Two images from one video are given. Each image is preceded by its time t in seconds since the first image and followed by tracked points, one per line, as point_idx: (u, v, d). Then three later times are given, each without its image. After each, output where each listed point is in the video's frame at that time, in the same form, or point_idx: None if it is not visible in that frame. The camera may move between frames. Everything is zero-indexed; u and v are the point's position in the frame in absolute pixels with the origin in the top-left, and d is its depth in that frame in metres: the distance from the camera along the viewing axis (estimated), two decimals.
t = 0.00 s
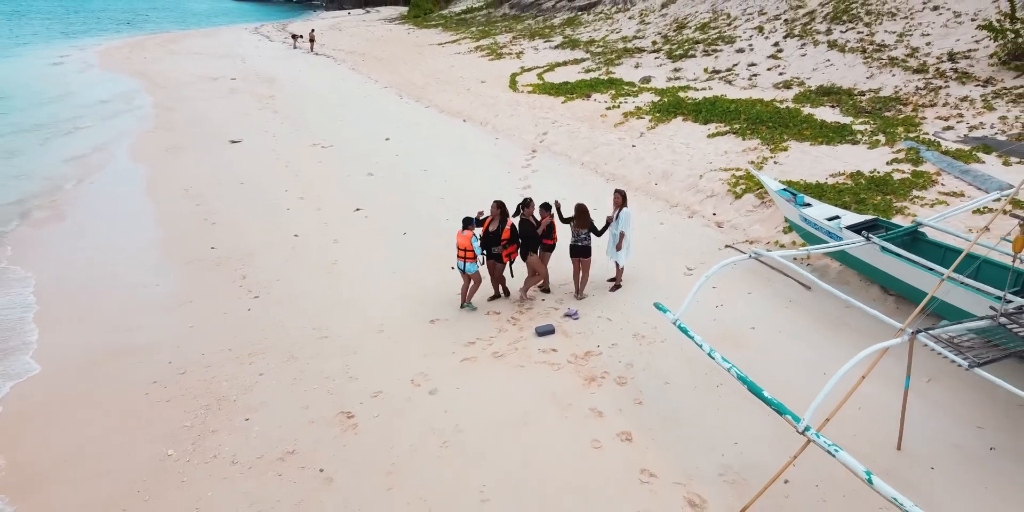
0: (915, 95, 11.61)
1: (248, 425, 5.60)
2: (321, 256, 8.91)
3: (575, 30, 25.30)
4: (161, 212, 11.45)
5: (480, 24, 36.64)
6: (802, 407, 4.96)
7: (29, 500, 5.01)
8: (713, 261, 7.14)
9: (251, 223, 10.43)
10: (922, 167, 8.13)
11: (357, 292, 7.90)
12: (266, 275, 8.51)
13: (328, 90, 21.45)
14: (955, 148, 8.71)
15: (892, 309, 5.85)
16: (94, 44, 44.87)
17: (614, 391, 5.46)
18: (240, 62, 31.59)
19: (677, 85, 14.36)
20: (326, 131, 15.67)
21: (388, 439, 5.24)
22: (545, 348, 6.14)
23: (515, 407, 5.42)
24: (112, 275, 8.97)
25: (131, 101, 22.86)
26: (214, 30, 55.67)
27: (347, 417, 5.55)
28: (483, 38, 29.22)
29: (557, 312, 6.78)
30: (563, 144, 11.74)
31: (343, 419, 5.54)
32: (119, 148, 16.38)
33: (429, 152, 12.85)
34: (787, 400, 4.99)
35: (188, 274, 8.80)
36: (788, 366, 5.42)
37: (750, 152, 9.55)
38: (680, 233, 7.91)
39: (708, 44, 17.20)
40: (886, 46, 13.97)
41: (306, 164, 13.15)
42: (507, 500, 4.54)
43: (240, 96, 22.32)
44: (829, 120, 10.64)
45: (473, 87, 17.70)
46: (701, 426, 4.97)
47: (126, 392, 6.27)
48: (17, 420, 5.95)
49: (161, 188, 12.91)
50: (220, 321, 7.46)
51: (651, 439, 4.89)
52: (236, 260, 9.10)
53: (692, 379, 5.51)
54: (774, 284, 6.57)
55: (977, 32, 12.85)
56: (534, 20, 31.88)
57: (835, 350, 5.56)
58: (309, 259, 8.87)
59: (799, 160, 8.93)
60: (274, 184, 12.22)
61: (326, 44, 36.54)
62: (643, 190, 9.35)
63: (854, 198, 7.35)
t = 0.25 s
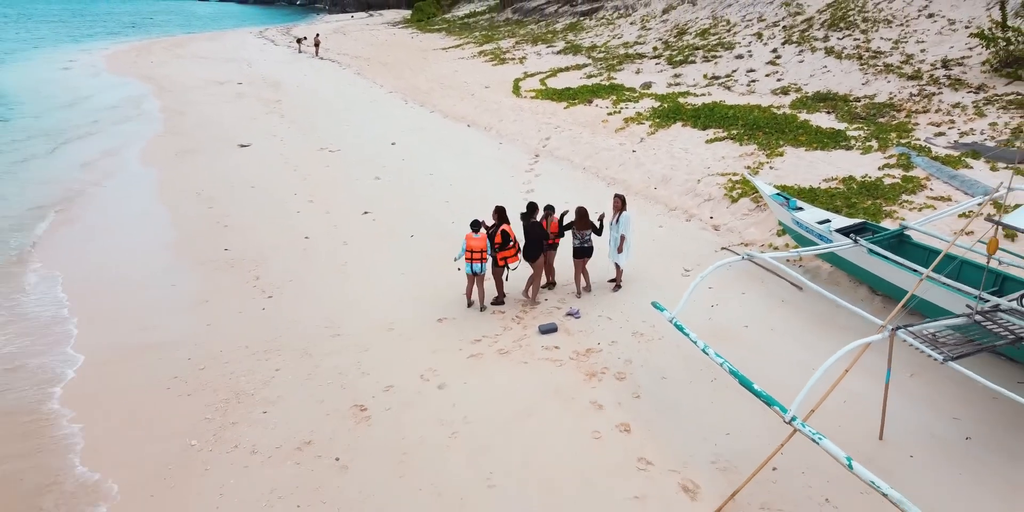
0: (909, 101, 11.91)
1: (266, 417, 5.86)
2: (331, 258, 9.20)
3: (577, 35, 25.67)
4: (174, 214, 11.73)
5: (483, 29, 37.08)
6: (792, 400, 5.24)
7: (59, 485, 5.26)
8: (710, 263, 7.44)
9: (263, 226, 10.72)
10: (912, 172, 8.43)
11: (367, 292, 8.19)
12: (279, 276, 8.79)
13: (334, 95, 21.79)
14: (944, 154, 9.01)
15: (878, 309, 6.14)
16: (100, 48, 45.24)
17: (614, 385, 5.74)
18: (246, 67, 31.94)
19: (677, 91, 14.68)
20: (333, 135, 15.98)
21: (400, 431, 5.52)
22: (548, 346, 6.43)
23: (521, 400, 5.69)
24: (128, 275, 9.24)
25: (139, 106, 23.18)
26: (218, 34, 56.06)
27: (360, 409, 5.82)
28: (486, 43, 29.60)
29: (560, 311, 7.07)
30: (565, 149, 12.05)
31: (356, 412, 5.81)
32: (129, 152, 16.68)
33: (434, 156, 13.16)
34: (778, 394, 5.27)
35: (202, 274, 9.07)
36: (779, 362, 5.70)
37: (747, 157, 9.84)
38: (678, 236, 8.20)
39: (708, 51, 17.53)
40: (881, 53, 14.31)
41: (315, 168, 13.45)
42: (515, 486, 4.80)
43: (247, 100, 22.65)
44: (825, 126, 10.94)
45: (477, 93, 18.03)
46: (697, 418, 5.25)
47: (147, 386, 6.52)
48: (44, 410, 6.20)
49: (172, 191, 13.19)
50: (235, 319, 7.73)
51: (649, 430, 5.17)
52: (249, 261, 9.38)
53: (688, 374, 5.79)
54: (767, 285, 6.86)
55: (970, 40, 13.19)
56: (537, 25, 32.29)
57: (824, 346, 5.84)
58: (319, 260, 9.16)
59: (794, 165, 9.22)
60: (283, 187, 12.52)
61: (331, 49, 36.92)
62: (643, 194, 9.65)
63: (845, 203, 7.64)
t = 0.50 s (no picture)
0: (902, 107, 12.19)
1: (280, 411, 6.13)
2: (339, 260, 9.47)
3: (578, 40, 25.98)
4: (183, 216, 11.98)
5: (484, 33, 37.41)
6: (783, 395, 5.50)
7: (85, 475, 5.53)
8: (706, 264, 7.70)
9: (271, 227, 10.97)
10: (903, 177, 8.69)
11: (374, 292, 8.46)
12: (289, 276, 9.05)
13: (338, 99, 22.08)
14: (934, 159, 9.28)
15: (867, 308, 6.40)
16: (104, 51, 45.57)
17: (613, 381, 6.00)
18: (250, 70, 32.25)
19: (675, 96, 14.96)
20: (337, 139, 16.26)
21: (409, 424, 5.77)
22: (550, 343, 6.69)
23: (525, 395, 5.95)
24: (142, 275, 9.49)
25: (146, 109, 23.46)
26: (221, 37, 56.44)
27: (371, 404, 6.08)
28: (487, 47, 29.91)
29: (561, 311, 7.34)
30: (566, 153, 12.33)
31: (366, 406, 6.07)
32: (137, 155, 16.94)
33: (438, 160, 13.43)
34: (769, 388, 5.53)
35: (214, 274, 9.35)
36: (771, 358, 5.96)
37: (743, 162, 10.11)
38: (675, 238, 8.47)
39: (706, 56, 17.82)
40: (876, 59, 14.60)
41: (320, 171, 13.72)
42: (519, 474, 5.06)
43: (252, 104, 22.94)
44: (819, 131, 11.21)
45: (479, 97, 18.32)
46: (692, 411, 5.51)
47: (165, 382, 6.79)
48: (68, 404, 6.47)
49: (181, 193, 13.48)
50: (247, 318, 7.99)
51: (646, 423, 5.43)
52: (259, 262, 9.64)
53: (684, 370, 6.06)
54: (761, 285, 7.12)
55: (963, 46, 13.48)
56: (538, 29, 32.63)
57: (814, 343, 6.10)
58: (328, 262, 9.42)
59: (788, 170, 9.49)
60: (290, 190, 12.78)
61: (334, 52, 37.24)
62: (642, 198, 9.92)
63: (836, 206, 7.91)
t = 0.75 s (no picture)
0: (895, 113, 12.53)
1: (296, 404, 6.43)
2: (347, 261, 9.78)
3: (578, 45, 26.34)
4: (194, 219, 12.29)
5: (485, 37, 37.80)
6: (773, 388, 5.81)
7: (114, 462, 5.84)
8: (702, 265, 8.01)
9: (280, 229, 11.27)
10: (893, 181, 9.01)
11: (383, 292, 8.77)
12: (300, 277, 9.36)
13: (342, 103, 22.41)
14: (923, 164, 9.61)
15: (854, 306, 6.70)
16: (108, 55, 45.93)
17: (613, 376, 6.31)
18: (254, 74, 32.60)
19: (674, 102, 15.30)
20: (343, 143, 16.59)
21: (419, 416, 6.08)
22: (552, 340, 7.00)
23: (529, 388, 6.25)
24: (157, 276, 9.79)
25: (152, 113, 23.78)
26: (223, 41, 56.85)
27: (382, 397, 6.39)
28: (489, 51, 30.27)
29: (563, 310, 7.65)
30: (568, 158, 12.64)
31: (378, 400, 6.38)
32: (146, 158, 17.26)
33: (442, 164, 13.75)
34: (760, 382, 5.84)
35: (227, 274, 9.66)
36: (763, 354, 6.26)
37: (739, 166, 10.43)
38: (672, 241, 8.78)
39: (705, 62, 18.16)
40: (870, 65, 14.94)
41: (327, 175, 14.04)
42: (524, 462, 5.36)
43: (257, 108, 23.27)
44: (813, 136, 11.54)
45: (481, 102, 18.66)
46: (688, 404, 5.81)
47: (185, 377, 7.10)
48: (93, 397, 6.77)
49: (192, 196, 13.80)
50: (261, 317, 8.29)
51: (644, 414, 5.73)
52: (270, 263, 9.95)
53: (679, 365, 6.37)
54: (754, 285, 7.43)
55: (954, 53, 13.82)
56: (539, 34, 33.02)
57: (803, 340, 6.41)
58: (337, 263, 9.74)
59: (782, 174, 9.81)
60: (298, 193, 13.09)
61: (337, 56, 37.60)
62: (640, 201, 10.23)
63: (827, 210, 8.23)
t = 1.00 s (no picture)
0: (888, 117, 12.83)
1: (310, 399, 6.71)
2: (355, 262, 10.07)
3: (579, 49, 26.68)
4: (204, 221, 12.56)
5: (486, 41, 38.16)
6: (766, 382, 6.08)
7: (137, 453, 6.11)
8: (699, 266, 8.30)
9: (289, 232, 11.56)
10: (884, 185, 9.31)
11: (390, 292, 9.05)
12: (309, 278, 9.63)
13: (346, 107, 22.73)
14: (913, 168, 9.91)
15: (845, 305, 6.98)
16: (112, 58, 46.27)
17: (613, 372, 6.58)
18: (258, 78, 32.92)
19: (673, 106, 15.61)
20: (347, 147, 16.89)
21: (428, 410, 6.35)
22: (555, 338, 7.29)
23: (533, 383, 6.52)
24: (170, 276, 10.07)
25: (158, 117, 24.08)
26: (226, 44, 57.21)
27: (392, 392, 6.66)
28: (491, 55, 30.61)
29: (564, 309, 7.93)
30: (569, 162, 12.94)
31: (388, 395, 6.65)
32: (154, 162, 17.55)
33: (446, 167, 14.05)
34: (753, 377, 6.11)
35: (239, 275, 9.94)
36: (756, 350, 6.53)
37: (735, 170, 10.73)
38: (671, 242, 9.07)
39: (703, 67, 18.47)
40: (865, 71, 15.25)
41: (333, 178, 14.33)
42: (529, 452, 5.63)
43: (262, 112, 23.58)
44: (808, 141, 11.84)
45: (484, 106, 18.97)
46: (685, 398, 6.08)
47: (202, 373, 7.37)
48: (113, 393, 7.04)
49: (201, 198, 14.09)
50: (272, 317, 8.57)
51: (642, 407, 6.01)
52: (280, 264, 10.23)
53: (677, 362, 6.65)
54: (749, 285, 7.71)
55: (946, 59, 14.14)
56: (539, 38, 33.38)
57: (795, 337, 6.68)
58: (345, 265, 10.02)
59: (777, 178, 10.11)
60: (304, 196, 13.38)
61: (339, 60, 37.94)
62: (640, 204, 10.52)
63: (820, 213, 8.52)
